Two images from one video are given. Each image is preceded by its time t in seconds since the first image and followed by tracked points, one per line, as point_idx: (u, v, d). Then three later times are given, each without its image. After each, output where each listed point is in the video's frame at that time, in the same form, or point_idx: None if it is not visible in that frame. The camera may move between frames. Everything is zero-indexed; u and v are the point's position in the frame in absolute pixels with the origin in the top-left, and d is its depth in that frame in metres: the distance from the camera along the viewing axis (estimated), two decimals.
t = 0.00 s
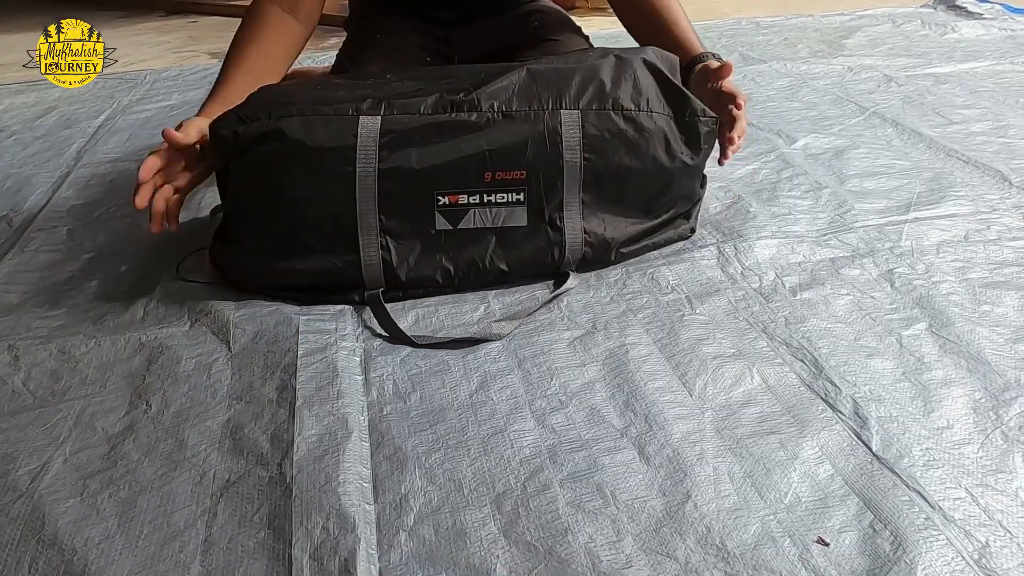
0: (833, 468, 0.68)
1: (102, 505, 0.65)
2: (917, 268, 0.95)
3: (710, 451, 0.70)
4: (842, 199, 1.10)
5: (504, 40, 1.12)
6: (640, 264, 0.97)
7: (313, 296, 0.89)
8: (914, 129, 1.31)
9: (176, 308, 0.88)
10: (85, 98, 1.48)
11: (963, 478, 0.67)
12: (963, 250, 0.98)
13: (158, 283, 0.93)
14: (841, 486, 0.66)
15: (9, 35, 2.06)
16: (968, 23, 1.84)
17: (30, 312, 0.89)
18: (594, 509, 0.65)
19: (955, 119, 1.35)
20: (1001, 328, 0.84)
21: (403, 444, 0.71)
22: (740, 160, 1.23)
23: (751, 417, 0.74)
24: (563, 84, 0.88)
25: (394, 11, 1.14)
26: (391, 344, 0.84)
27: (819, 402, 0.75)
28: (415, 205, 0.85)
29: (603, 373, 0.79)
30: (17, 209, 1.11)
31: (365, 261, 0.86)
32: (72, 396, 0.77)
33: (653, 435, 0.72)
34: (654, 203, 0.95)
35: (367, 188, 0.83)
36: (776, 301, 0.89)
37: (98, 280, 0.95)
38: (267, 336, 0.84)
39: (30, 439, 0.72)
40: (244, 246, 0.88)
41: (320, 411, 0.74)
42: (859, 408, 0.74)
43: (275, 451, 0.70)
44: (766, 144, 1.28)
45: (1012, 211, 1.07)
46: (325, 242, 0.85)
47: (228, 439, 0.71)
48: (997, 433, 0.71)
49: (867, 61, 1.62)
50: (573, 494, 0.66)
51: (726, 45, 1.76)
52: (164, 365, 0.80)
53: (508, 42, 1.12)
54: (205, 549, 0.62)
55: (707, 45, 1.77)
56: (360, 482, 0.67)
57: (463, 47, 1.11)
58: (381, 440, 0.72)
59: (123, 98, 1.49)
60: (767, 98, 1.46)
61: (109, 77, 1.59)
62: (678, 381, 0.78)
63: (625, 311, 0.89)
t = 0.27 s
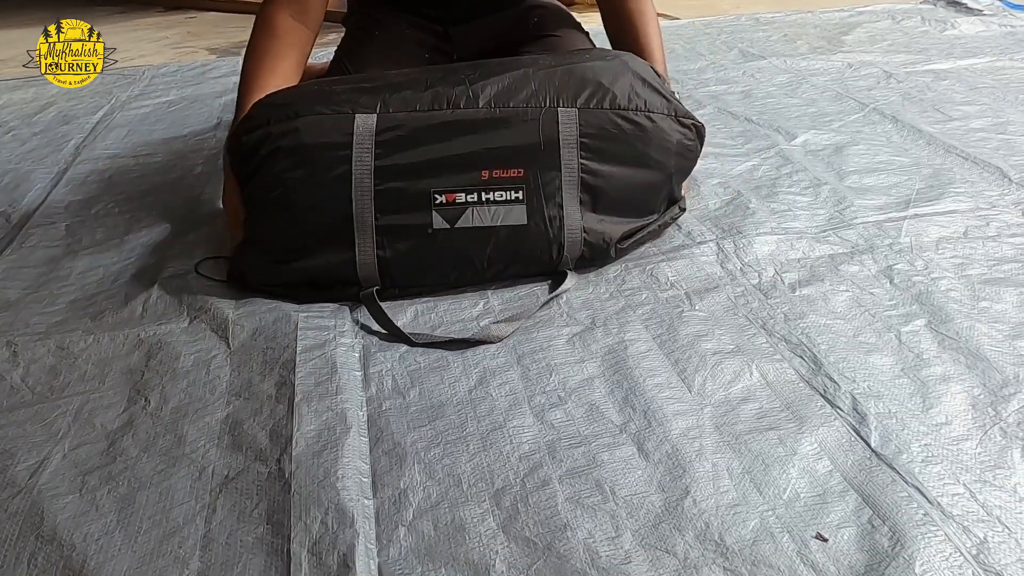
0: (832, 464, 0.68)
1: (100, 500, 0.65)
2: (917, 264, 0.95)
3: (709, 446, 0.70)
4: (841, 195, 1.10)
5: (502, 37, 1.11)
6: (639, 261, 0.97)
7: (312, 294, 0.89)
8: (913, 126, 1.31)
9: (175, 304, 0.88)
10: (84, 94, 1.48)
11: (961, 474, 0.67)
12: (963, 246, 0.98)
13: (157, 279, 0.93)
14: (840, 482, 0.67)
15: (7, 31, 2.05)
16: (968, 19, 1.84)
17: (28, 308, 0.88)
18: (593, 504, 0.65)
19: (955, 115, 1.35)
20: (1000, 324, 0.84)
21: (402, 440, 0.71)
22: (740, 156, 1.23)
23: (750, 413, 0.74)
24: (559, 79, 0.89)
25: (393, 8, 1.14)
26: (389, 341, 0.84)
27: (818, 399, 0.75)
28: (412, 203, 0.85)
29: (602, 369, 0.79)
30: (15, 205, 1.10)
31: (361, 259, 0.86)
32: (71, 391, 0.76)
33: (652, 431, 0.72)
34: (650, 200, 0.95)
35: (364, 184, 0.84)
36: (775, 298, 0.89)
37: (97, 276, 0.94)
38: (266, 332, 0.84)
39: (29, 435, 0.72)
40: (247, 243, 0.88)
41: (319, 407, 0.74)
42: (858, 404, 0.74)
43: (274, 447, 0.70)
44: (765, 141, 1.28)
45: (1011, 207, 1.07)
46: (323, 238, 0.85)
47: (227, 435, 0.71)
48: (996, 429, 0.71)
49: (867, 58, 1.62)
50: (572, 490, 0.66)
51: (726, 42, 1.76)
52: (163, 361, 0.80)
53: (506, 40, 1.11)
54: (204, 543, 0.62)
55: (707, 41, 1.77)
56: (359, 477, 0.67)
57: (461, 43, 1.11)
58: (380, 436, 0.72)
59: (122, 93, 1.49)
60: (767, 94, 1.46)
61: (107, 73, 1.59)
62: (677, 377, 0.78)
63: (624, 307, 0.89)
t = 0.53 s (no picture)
0: (830, 458, 0.68)
1: (98, 496, 0.65)
2: (916, 258, 0.94)
3: (708, 441, 0.70)
4: (840, 189, 1.10)
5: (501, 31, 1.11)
6: (637, 255, 0.97)
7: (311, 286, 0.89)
8: (913, 119, 1.30)
9: (173, 300, 0.88)
10: (80, 89, 1.48)
11: (960, 468, 0.67)
12: (962, 240, 0.98)
13: (154, 275, 0.93)
14: (838, 476, 0.67)
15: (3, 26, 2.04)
16: (967, 12, 1.84)
17: (25, 304, 0.88)
18: (591, 499, 0.65)
19: (954, 109, 1.34)
20: (999, 318, 0.84)
21: (401, 435, 0.71)
22: (739, 150, 1.22)
23: (748, 407, 0.74)
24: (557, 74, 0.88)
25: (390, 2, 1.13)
26: (388, 336, 0.84)
27: (816, 393, 0.75)
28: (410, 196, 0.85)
29: (600, 364, 0.79)
30: (12, 201, 1.10)
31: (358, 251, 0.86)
32: (68, 387, 0.76)
33: (651, 426, 0.72)
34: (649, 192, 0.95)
35: (360, 176, 0.83)
36: (774, 292, 0.89)
37: (94, 272, 0.94)
38: (264, 327, 0.84)
39: (27, 431, 0.71)
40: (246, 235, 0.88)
41: (317, 402, 0.74)
42: (857, 398, 0.74)
43: (272, 443, 0.70)
44: (764, 135, 1.27)
45: (1010, 201, 1.07)
46: (321, 231, 0.85)
47: (225, 431, 0.71)
48: (994, 423, 0.71)
49: (866, 51, 1.62)
50: (570, 485, 0.66)
51: (725, 35, 1.75)
52: (160, 356, 0.80)
53: (505, 33, 1.11)
54: (203, 539, 0.62)
55: (706, 35, 1.76)
56: (357, 473, 0.67)
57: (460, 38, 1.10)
58: (378, 431, 0.72)
59: (118, 88, 1.49)
60: (766, 88, 1.46)
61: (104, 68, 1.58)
62: (675, 371, 0.78)
63: (623, 302, 0.89)
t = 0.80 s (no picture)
0: (831, 454, 0.68)
1: (98, 491, 0.65)
2: (917, 255, 0.94)
3: (708, 437, 0.70)
4: (842, 185, 1.10)
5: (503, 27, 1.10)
6: (638, 251, 0.97)
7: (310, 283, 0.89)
8: (914, 115, 1.30)
9: (173, 295, 0.88)
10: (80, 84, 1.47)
11: (960, 464, 0.67)
12: (963, 236, 0.98)
13: (154, 270, 0.93)
14: (839, 472, 0.66)
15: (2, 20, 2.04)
16: (970, 7, 1.83)
17: (25, 299, 0.88)
18: (591, 495, 0.65)
19: (956, 104, 1.34)
20: (1000, 314, 0.84)
21: (400, 431, 0.71)
22: (740, 146, 1.22)
23: (749, 403, 0.74)
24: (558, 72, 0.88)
25: None
26: (388, 331, 0.84)
27: (817, 389, 0.75)
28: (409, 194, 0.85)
29: (601, 360, 0.79)
30: (12, 196, 1.10)
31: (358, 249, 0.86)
32: (68, 383, 0.76)
33: (652, 422, 0.72)
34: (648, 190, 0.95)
35: (360, 174, 0.83)
36: (775, 288, 0.89)
37: (94, 267, 0.94)
38: (264, 323, 0.83)
39: (27, 426, 0.71)
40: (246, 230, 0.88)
41: (317, 397, 0.74)
42: (857, 395, 0.74)
43: (272, 439, 0.70)
44: (766, 130, 1.27)
45: (1012, 197, 1.06)
46: (321, 228, 0.85)
47: (225, 427, 0.71)
48: (995, 420, 0.71)
49: (868, 46, 1.61)
50: (570, 481, 0.66)
51: (726, 31, 1.75)
52: (160, 352, 0.80)
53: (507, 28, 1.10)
54: (202, 534, 0.62)
55: (707, 30, 1.76)
56: (357, 468, 0.67)
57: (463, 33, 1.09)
58: (378, 427, 0.71)
59: (118, 83, 1.48)
60: (767, 84, 1.45)
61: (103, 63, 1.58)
62: (676, 367, 0.78)
63: (623, 297, 0.89)
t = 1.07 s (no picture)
0: (831, 455, 0.68)
1: (100, 492, 0.65)
2: (917, 255, 0.94)
3: (709, 438, 0.70)
4: (842, 185, 1.10)
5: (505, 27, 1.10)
6: (639, 251, 0.97)
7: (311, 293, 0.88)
8: (915, 116, 1.30)
9: (174, 297, 0.88)
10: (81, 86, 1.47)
11: (961, 464, 0.67)
12: (964, 237, 0.98)
13: (156, 271, 0.93)
14: (839, 473, 0.66)
15: (4, 22, 2.05)
16: (971, 8, 1.83)
17: (27, 300, 0.88)
18: (592, 495, 0.65)
19: (957, 105, 1.34)
20: (1001, 315, 0.84)
21: (401, 431, 0.71)
22: (741, 147, 1.22)
23: (749, 404, 0.74)
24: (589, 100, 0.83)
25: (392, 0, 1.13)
26: (388, 332, 0.84)
27: (817, 389, 0.75)
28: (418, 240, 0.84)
29: (601, 361, 0.79)
30: (14, 198, 1.10)
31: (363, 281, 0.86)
32: (70, 383, 0.76)
33: (652, 422, 0.72)
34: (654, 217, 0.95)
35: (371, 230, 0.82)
36: (775, 289, 0.89)
37: (95, 268, 0.94)
38: (265, 324, 0.84)
39: (28, 427, 0.72)
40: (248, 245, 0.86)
41: (318, 398, 0.74)
42: (858, 395, 0.74)
43: (272, 439, 0.70)
44: (766, 131, 1.27)
45: (1013, 197, 1.06)
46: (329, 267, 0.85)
47: (226, 428, 0.71)
48: (996, 420, 0.71)
49: (869, 47, 1.61)
50: (570, 481, 0.66)
51: (726, 32, 1.75)
52: (162, 353, 0.80)
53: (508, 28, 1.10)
54: (204, 535, 0.62)
55: (707, 31, 1.76)
56: (358, 468, 0.67)
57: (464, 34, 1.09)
58: (379, 427, 0.72)
59: (119, 85, 1.48)
60: (768, 84, 1.45)
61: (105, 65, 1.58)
62: (676, 368, 0.78)
63: (624, 298, 0.89)
